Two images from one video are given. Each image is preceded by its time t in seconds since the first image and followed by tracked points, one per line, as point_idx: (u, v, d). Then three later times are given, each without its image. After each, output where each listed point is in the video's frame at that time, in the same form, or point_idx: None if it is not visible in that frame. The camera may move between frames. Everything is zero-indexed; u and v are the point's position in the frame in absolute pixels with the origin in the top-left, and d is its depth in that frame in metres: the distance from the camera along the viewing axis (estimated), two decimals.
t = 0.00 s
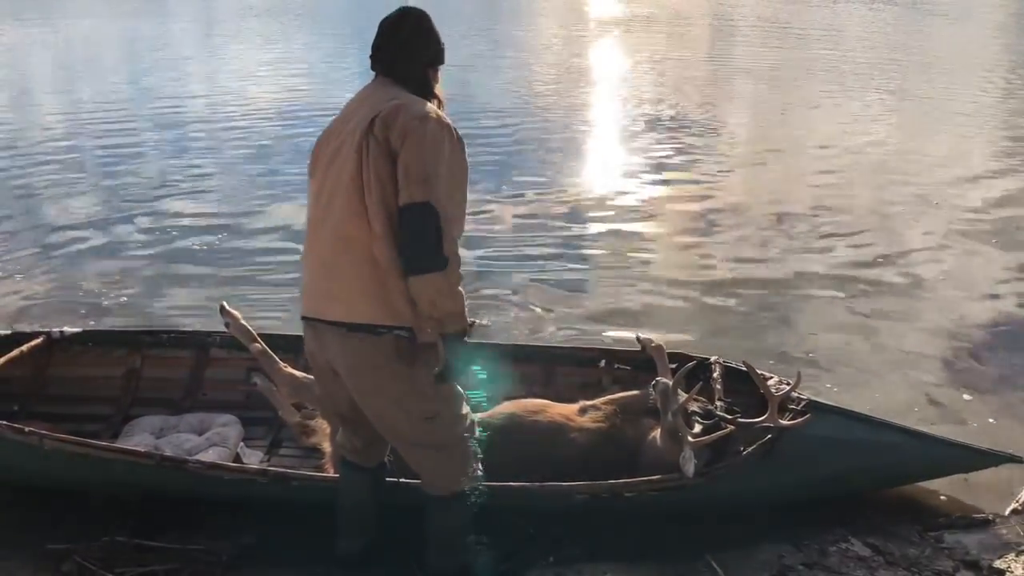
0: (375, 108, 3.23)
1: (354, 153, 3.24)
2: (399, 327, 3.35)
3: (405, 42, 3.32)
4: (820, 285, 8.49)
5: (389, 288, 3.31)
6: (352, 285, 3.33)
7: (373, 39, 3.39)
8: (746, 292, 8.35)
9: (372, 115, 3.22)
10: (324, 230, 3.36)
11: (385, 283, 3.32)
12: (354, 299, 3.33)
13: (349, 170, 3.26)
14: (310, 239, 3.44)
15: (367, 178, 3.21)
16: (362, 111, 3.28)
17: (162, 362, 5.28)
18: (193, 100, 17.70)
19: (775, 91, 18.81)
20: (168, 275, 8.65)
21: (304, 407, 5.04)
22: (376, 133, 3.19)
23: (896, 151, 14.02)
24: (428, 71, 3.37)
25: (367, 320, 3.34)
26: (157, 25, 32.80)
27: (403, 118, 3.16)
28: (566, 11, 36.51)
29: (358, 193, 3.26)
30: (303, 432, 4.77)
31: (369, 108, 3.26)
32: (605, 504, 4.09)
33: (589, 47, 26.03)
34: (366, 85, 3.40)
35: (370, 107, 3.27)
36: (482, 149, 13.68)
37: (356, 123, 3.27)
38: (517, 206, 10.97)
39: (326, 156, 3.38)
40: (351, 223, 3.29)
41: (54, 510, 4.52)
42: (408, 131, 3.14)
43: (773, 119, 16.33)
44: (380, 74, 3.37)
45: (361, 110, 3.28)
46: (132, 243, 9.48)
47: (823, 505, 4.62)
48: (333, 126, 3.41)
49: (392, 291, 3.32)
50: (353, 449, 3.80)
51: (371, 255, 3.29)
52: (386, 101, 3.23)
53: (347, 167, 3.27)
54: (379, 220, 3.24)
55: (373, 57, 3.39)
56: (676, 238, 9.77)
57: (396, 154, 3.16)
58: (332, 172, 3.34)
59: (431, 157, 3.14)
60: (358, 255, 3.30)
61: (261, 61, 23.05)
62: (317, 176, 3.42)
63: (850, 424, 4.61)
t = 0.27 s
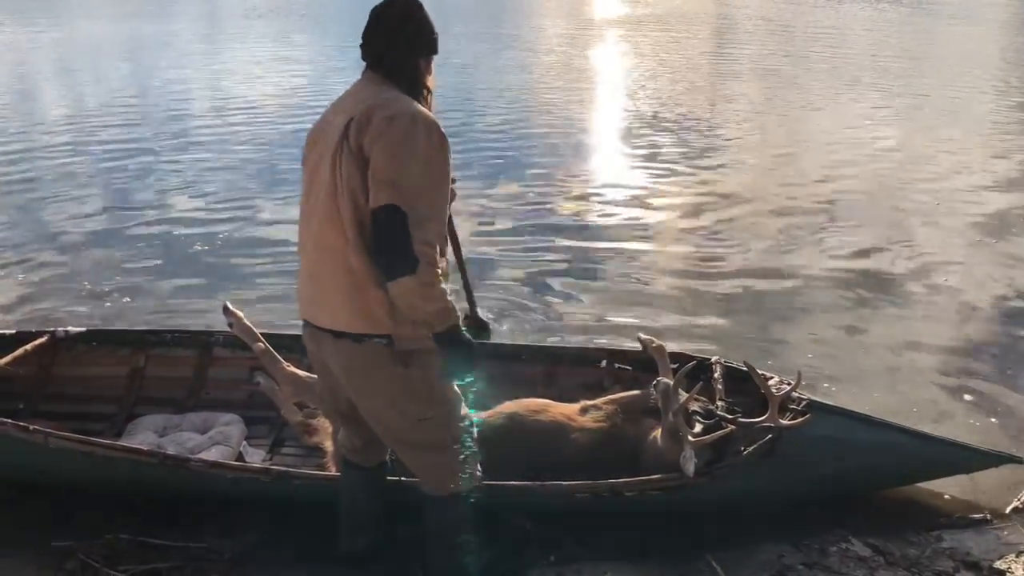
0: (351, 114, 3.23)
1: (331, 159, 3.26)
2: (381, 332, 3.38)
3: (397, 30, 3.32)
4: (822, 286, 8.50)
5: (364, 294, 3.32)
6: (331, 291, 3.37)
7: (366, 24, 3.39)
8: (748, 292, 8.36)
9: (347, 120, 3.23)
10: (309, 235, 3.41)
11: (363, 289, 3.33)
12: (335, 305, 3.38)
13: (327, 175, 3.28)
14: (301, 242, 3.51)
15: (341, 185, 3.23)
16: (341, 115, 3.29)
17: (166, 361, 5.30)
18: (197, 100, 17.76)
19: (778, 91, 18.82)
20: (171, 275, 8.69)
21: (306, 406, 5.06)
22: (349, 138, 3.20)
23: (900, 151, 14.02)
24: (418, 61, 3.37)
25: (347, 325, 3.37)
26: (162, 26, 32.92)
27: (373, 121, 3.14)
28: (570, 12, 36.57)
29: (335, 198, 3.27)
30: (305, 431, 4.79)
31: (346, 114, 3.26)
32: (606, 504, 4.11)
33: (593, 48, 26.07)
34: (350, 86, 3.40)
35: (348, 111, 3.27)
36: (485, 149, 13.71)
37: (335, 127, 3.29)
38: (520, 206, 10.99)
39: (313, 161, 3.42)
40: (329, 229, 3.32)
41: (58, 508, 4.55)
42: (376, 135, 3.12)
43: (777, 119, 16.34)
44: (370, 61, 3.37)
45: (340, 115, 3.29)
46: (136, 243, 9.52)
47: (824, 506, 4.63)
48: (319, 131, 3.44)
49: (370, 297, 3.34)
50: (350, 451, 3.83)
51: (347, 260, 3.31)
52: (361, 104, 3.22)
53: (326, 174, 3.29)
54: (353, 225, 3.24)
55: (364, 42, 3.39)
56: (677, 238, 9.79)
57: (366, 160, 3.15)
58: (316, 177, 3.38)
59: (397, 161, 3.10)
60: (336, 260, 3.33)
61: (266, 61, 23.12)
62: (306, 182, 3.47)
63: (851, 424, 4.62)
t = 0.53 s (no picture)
0: (361, 134, 3.10)
1: (347, 182, 3.16)
2: (412, 342, 3.38)
3: (385, 16, 3.19)
4: (826, 286, 8.48)
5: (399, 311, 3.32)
6: (360, 312, 3.34)
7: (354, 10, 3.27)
8: (752, 293, 8.35)
9: (358, 139, 3.11)
10: (325, 256, 3.33)
11: (393, 305, 3.33)
12: (364, 325, 3.35)
13: (343, 197, 3.19)
14: (310, 258, 3.41)
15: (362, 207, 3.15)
16: (345, 131, 3.16)
17: (170, 361, 5.31)
18: (202, 99, 17.81)
19: (785, 92, 18.77)
20: (177, 274, 8.71)
21: (309, 406, 5.06)
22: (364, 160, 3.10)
23: (905, 152, 14.00)
24: (407, 51, 3.24)
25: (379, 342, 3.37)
26: (168, 26, 33.02)
27: (388, 143, 3.04)
28: (575, 12, 36.60)
29: (354, 220, 3.20)
30: (308, 431, 4.79)
31: (354, 132, 3.13)
32: (608, 504, 4.10)
33: (597, 48, 26.08)
34: (344, 88, 3.24)
35: (354, 128, 3.13)
36: (489, 149, 13.72)
37: (343, 145, 3.17)
38: (523, 206, 10.99)
39: (319, 175, 3.30)
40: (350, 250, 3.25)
41: (62, 505, 4.56)
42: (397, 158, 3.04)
43: (781, 120, 16.33)
44: (358, 50, 3.25)
45: (345, 130, 3.16)
46: (142, 242, 9.56)
47: (827, 506, 4.62)
48: (319, 141, 3.29)
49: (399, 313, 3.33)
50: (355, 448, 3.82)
51: (376, 281, 3.27)
52: (368, 121, 3.10)
53: (342, 194, 3.20)
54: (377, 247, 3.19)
55: (353, 30, 3.28)
56: (683, 239, 9.77)
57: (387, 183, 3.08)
58: (326, 194, 3.28)
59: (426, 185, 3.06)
60: (363, 281, 3.29)
61: (271, 61, 23.18)
62: (312, 194, 3.35)
63: (854, 426, 4.61)
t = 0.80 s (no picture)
0: (391, 142, 3.11)
1: (380, 193, 3.15)
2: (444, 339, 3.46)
3: (383, 22, 3.13)
4: (831, 289, 8.48)
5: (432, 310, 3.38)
6: (394, 319, 3.35)
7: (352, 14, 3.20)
8: (757, 295, 8.36)
9: (390, 149, 3.11)
10: (349, 267, 3.29)
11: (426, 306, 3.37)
12: (398, 330, 3.37)
13: (374, 207, 3.18)
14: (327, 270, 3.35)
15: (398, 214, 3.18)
16: (368, 140, 3.13)
17: (178, 360, 5.34)
18: (209, 100, 17.88)
19: (791, 93, 18.77)
20: (184, 274, 8.76)
21: (316, 406, 5.08)
22: (402, 169, 3.13)
23: (912, 154, 13.98)
24: (405, 56, 3.20)
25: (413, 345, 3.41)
26: (176, 27, 33.15)
27: (429, 150, 3.10)
28: (582, 13, 36.65)
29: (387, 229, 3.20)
30: (315, 432, 4.81)
31: (379, 141, 3.12)
32: (614, 506, 4.12)
33: (604, 49, 26.11)
34: (349, 97, 3.17)
35: (379, 137, 3.12)
36: (495, 150, 13.75)
37: (369, 156, 3.13)
38: (529, 207, 11.02)
39: (336, 189, 3.23)
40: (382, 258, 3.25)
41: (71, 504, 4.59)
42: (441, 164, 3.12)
43: (787, 121, 16.32)
44: (355, 55, 3.18)
45: (369, 140, 3.13)
46: (149, 242, 9.61)
47: (832, 510, 4.62)
48: (331, 154, 3.21)
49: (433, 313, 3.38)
50: (359, 447, 3.83)
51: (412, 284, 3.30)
52: (397, 129, 3.10)
53: (374, 205, 3.18)
54: (415, 253, 3.23)
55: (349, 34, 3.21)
56: (688, 241, 9.78)
57: (430, 188, 3.15)
58: (346, 204, 3.22)
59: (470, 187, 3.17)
60: (395, 288, 3.30)
61: (278, 62, 23.27)
62: (328, 206, 3.27)
63: (858, 430, 4.61)
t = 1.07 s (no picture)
0: (422, 143, 3.16)
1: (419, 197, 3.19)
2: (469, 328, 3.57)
3: (387, 24, 3.17)
4: (839, 292, 8.46)
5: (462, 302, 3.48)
6: (430, 319, 3.39)
7: (355, 16, 3.23)
8: (764, 298, 8.34)
9: (423, 153, 3.17)
10: (383, 274, 3.29)
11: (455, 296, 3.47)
12: (435, 328, 3.41)
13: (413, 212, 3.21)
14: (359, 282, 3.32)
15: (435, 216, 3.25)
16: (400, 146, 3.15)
17: (186, 360, 5.37)
18: (218, 100, 17.97)
19: (800, 95, 18.73)
20: (193, 274, 8.81)
21: (323, 407, 5.10)
22: (435, 167, 3.20)
23: (921, 155, 13.94)
24: (406, 60, 3.21)
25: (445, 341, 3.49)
26: (185, 27, 33.31)
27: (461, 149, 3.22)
28: (590, 14, 36.68)
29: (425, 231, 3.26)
30: (322, 432, 4.83)
31: (412, 143, 3.16)
32: (619, 510, 4.12)
33: (612, 50, 26.12)
34: (369, 105, 3.16)
35: (411, 140, 3.16)
36: (503, 151, 13.78)
37: (403, 164, 3.16)
38: (537, 208, 11.04)
39: (367, 198, 3.20)
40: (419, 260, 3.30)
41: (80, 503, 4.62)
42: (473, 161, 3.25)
43: (796, 123, 16.30)
44: (358, 58, 3.20)
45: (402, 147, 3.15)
46: (159, 243, 9.66)
47: (838, 515, 4.62)
48: (357, 164, 3.17)
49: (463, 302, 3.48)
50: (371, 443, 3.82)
51: (446, 278, 3.37)
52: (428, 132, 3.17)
53: (414, 208, 3.21)
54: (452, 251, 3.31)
55: (353, 38, 3.23)
56: (695, 243, 9.76)
57: (465, 184, 3.28)
58: (380, 213, 3.22)
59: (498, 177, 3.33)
60: (432, 285, 3.35)
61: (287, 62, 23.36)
62: (358, 217, 3.24)
63: (866, 435, 4.61)
